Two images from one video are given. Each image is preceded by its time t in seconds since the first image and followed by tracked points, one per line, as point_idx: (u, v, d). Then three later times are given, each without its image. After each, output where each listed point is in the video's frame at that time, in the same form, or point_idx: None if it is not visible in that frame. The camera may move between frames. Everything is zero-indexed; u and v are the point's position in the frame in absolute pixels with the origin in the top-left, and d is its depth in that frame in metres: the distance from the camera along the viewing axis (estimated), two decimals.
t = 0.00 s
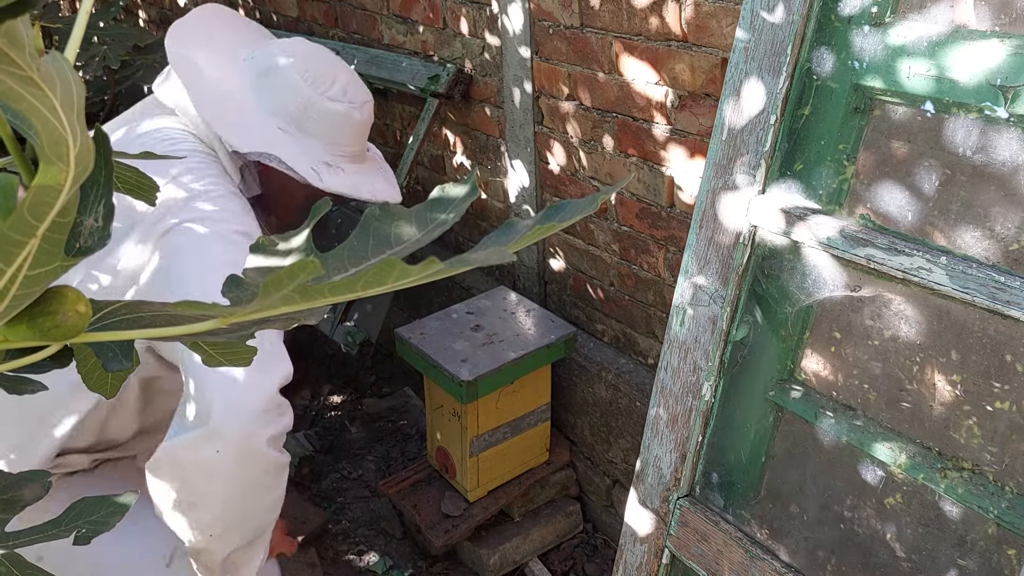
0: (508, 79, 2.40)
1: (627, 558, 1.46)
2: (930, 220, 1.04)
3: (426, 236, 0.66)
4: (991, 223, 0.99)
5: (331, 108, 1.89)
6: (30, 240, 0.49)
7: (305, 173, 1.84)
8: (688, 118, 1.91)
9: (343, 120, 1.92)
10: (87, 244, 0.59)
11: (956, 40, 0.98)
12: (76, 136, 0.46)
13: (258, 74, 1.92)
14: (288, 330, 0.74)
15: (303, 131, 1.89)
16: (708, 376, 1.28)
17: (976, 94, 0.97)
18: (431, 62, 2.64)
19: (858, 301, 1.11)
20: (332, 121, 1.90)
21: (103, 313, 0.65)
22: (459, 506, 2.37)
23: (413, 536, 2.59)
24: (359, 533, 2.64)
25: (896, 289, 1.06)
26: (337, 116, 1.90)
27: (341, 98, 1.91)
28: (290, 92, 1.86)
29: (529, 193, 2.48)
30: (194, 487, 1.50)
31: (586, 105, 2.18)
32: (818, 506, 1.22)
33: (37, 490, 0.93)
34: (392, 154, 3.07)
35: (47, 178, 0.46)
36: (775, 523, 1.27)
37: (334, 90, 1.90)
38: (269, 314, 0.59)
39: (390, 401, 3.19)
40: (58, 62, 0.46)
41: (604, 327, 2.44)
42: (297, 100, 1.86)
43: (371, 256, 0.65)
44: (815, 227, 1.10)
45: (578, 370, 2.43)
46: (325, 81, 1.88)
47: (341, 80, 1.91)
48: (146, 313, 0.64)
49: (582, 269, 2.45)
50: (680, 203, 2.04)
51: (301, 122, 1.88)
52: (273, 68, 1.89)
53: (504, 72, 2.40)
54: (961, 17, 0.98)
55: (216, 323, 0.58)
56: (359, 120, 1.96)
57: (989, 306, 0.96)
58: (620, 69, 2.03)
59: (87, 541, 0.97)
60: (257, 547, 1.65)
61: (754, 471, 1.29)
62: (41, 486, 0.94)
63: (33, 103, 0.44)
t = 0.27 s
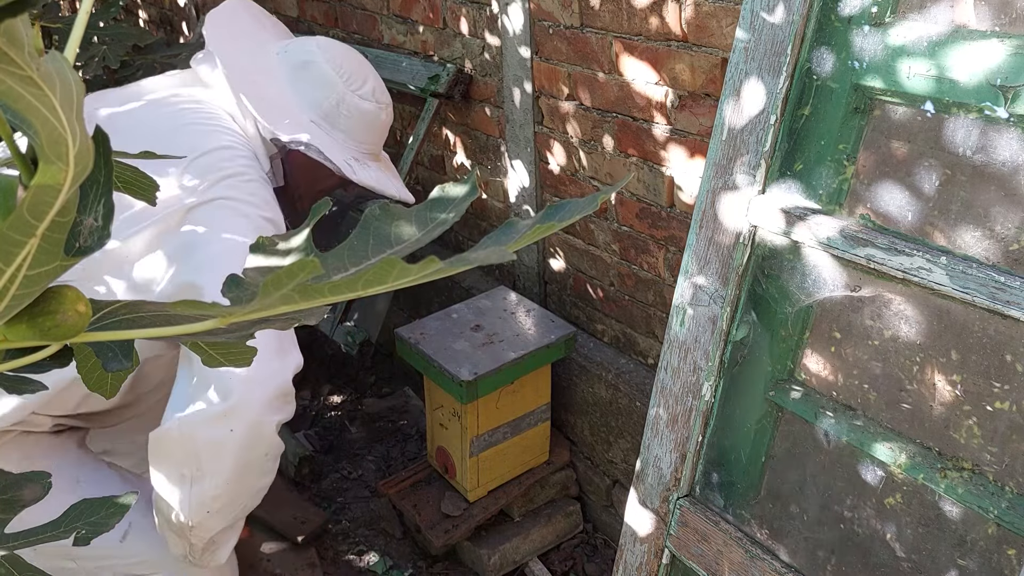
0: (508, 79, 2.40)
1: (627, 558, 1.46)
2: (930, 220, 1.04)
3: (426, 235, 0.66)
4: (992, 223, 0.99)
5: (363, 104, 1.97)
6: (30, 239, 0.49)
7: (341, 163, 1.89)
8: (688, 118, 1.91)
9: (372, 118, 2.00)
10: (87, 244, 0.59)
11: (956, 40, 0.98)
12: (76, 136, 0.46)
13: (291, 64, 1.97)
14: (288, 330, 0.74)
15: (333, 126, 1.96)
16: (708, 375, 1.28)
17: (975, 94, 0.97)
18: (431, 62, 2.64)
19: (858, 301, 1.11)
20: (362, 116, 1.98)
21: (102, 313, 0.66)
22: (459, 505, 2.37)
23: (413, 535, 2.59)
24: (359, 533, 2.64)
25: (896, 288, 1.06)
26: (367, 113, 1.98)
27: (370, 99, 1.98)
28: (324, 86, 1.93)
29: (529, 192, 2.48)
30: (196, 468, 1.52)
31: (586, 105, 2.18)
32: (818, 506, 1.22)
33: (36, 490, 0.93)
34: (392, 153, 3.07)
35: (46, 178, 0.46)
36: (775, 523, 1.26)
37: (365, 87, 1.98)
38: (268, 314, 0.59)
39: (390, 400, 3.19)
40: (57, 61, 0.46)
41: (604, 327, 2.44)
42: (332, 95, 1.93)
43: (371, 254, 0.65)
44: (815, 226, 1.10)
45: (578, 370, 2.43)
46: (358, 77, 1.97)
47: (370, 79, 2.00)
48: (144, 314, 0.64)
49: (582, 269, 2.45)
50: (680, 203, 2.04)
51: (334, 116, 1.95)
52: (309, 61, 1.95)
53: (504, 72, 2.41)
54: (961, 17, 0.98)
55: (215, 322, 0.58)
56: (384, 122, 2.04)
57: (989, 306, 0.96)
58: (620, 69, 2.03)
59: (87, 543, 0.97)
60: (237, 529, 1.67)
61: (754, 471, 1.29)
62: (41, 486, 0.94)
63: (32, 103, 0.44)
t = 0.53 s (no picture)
0: (508, 79, 2.40)
1: (627, 558, 1.46)
2: (930, 220, 1.04)
3: (426, 235, 0.66)
4: (992, 224, 0.99)
5: (380, 113, 2.15)
6: (29, 239, 0.49)
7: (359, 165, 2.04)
8: (688, 118, 1.91)
9: (384, 127, 2.17)
10: (86, 245, 0.60)
11: (956, 40, 0.98)
12: (75, 135, 0.46)
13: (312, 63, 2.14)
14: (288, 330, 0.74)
15: (350, 130, 2.12)
16: (708, 375, 1.28)
17: (976, 94, 0.97)
18: (431, 62, 2.64)
19: (858, 301, 1.11)
20: (377, 125, 2.15)
21: (101, 314, 0.66)
22: (459, 506, 2.37)
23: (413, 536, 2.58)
24: (359, 533, 2.64)
25: (896, 288, 1.06)
26: (382, 121, 2.16)
27: (386, 107, 2.17)
28: (348, 94, 2.11)
29: (529, 192, 2.49)
30: (198, 465, 1.54)
31: (586, 105, 2.18)
32: (818, 506, 1.22)
33: (35, 489, 0.94)
34: (392, 153, 3.07)
35: (45, 177, 0.46)
36: (775, 523, 1.26)
37: (383, 100, 2.17)
38: (268, 314, 0.59)
39: (390, 400, 3.19)
40: (57, 61, 0.46)
41: (604, 327, 2.44)
42: (355, 102, 2.11)
43: (371, 255, 0.65)
44: (815, 226, 1.10)
45: (578, 370, 2.43)
46: (378, 89, 2.16)
47: (387, 92, 2.19)
48: (144, 313, 0.64)
49: (582, 269, 2.45)
50: (680, 202, 2.04)
51: (351, 122, 2.12)
52: (334, 67, 2.13)
53: (504, 72, 2.41)
54: (961, 17, 0.98)
55: (214, 323, 0.58)
56: (393, 131, 2.21)
57: (989, 305, 0.96)
58: (620, 69, 2.03)
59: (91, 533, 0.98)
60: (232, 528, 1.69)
61: (754, 471, 1.29)
62: (41, 485, 0.94)
63: (32, 102, 0.44)
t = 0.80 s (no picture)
0: (508, 79, 2.40)
1: (627, 558, 1.46)
2: (930, 220, 1.04)
3: (425, 234, 0.66)
4: (992, 224, 0.99)
5: (394, 154, 2.01)
6: (25, 237, 0.49)
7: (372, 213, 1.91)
8: (688, 118, 1.91)
9: (396, 169, 2.03)
10: (83, 243, 0.60)
11: (956, 40, 0.98)
12: (71, 134, 0.46)
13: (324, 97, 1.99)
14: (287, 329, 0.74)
15: (363, 173, 1.97)
16: (708, 375, 1.28)
17: (976, 94, 0.97)
18: (431, 62, 2.64)
19: (858, 301, 1.11)
20: (388, 167, 2.01)
21: (100, 313, 0.66)
22: (459, 506, 2.37)
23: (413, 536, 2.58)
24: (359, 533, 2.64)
25: (897, 288, 1.06)
26: (394, 163, 2.02)
27: (400, 148, 2.03)
28: (363, 135, 1.96)
29: (529, 192, 2.48)
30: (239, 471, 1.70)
31: (586, 105, 2.18)
32: (818, 506, 1.22)
33: (33, 490, 0.93)
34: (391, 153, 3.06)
35: (42, 176, 0.46)
36: (775, 523, 1.26)
37: (396, 140, 2.02)
38: (265, 314, 0.59)
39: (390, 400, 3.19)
40: (53, 59, 0.46)
41: (604, 327, 2.44)
42: (369, 143, 1.97)
43: (370, 254, 0.65)
44: (815, 226, 1.10)
45: (578, 370, 2.43)
46: (393, 129, 2.02)
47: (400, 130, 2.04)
48: (144, 313, 0.65)
49: (582, 269, 2.45)
50: (680, 202, 2.04)
51: (364, 163, 1.97)
52: (350, 102, 1.98)
53: (504, 72, 2.41)
54: (961, 17, 0.98)
55: (212, 322, 0.58)
56: (401, 171, 2.07)
57: (989, 306, 0.96)
58: (620, 69, 2.03)
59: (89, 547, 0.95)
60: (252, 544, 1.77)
61: (754, 471, 1.29)
62: (39, 486, 0.93)
63: (28, 100, 0.44)
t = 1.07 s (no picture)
0: (508, 79, 2.40)
1: (627, 558, 1.46)
2: (930, 221, 1.04)
3: (426, 235, 0.67)
4: (992, 224, 0.99)
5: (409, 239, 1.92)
6: (23, 240, 0.49)
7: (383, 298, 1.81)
8: (688, 118, 1.91)
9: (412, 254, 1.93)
10: (82, 246, 0.59)
11: (956, 40, 0.98)
12: (70, 137, 0.46)
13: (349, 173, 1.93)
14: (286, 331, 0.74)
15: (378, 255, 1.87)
16: (708, 376, 1.28)
17: (976, 94, 0.97)
18: (431, 62, 2.64)
19: (858, 301, 1.11)
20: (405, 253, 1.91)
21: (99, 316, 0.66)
22: (458, 506, 2.37)
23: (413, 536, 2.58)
24: (358, 533, 2.64)
25: (896, 288, 1.06)
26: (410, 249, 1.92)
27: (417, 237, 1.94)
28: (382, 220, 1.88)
29: (529, 193, 2.48)
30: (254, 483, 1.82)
31: (586, 105, 2.18)
32: (818, 506, 1.22)
33: (31, 495, 0.93)
34: (391, 153, 3.06)
35: (40, 179, 0.46)
36: (775, 523, 1.27)
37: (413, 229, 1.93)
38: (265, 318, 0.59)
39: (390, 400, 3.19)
40: (52, 62, 0.46)
41: (604, 327, 2.44)
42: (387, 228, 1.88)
43: (371, 256, 0.65)
44: (815, 226, 1.10)
45: (578, 370, 2.43)
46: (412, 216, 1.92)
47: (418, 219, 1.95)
48: (141, 316, 0.65)
49: (582, 269, 2.45)
50: (680, 203, 2.04)
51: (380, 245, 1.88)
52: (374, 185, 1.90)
53: (504, 72, 2.41)
54: (961, 17, 0.98)
55: (212, 326, 0.58)
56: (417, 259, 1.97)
57: (989, 306, 0.96)
58: (620, 69, 2.03)
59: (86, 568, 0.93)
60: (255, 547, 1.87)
61: (754, 471, 1.29)
62: (36, 492, 0.94)
63: (25, 102, 0.44)
